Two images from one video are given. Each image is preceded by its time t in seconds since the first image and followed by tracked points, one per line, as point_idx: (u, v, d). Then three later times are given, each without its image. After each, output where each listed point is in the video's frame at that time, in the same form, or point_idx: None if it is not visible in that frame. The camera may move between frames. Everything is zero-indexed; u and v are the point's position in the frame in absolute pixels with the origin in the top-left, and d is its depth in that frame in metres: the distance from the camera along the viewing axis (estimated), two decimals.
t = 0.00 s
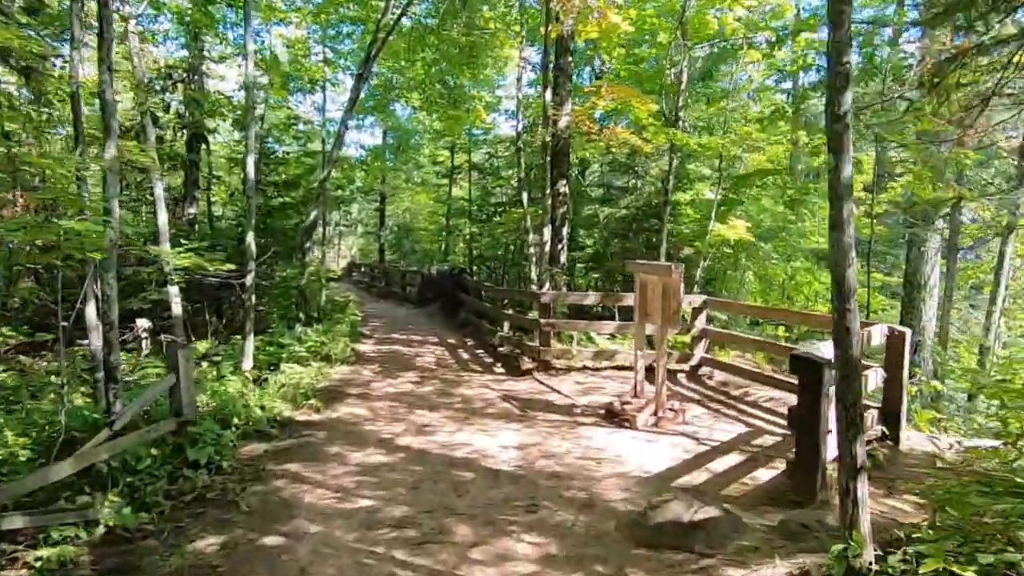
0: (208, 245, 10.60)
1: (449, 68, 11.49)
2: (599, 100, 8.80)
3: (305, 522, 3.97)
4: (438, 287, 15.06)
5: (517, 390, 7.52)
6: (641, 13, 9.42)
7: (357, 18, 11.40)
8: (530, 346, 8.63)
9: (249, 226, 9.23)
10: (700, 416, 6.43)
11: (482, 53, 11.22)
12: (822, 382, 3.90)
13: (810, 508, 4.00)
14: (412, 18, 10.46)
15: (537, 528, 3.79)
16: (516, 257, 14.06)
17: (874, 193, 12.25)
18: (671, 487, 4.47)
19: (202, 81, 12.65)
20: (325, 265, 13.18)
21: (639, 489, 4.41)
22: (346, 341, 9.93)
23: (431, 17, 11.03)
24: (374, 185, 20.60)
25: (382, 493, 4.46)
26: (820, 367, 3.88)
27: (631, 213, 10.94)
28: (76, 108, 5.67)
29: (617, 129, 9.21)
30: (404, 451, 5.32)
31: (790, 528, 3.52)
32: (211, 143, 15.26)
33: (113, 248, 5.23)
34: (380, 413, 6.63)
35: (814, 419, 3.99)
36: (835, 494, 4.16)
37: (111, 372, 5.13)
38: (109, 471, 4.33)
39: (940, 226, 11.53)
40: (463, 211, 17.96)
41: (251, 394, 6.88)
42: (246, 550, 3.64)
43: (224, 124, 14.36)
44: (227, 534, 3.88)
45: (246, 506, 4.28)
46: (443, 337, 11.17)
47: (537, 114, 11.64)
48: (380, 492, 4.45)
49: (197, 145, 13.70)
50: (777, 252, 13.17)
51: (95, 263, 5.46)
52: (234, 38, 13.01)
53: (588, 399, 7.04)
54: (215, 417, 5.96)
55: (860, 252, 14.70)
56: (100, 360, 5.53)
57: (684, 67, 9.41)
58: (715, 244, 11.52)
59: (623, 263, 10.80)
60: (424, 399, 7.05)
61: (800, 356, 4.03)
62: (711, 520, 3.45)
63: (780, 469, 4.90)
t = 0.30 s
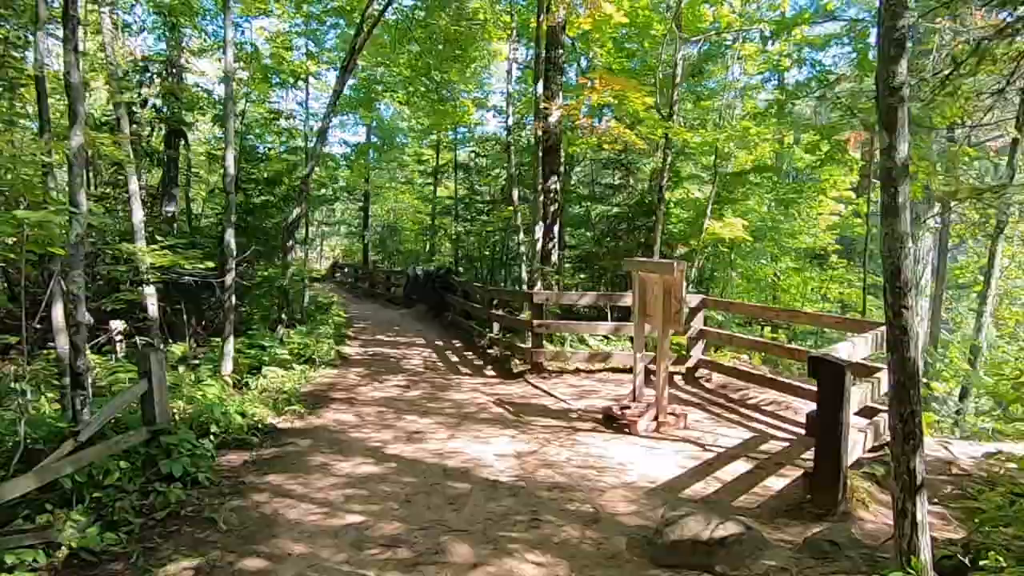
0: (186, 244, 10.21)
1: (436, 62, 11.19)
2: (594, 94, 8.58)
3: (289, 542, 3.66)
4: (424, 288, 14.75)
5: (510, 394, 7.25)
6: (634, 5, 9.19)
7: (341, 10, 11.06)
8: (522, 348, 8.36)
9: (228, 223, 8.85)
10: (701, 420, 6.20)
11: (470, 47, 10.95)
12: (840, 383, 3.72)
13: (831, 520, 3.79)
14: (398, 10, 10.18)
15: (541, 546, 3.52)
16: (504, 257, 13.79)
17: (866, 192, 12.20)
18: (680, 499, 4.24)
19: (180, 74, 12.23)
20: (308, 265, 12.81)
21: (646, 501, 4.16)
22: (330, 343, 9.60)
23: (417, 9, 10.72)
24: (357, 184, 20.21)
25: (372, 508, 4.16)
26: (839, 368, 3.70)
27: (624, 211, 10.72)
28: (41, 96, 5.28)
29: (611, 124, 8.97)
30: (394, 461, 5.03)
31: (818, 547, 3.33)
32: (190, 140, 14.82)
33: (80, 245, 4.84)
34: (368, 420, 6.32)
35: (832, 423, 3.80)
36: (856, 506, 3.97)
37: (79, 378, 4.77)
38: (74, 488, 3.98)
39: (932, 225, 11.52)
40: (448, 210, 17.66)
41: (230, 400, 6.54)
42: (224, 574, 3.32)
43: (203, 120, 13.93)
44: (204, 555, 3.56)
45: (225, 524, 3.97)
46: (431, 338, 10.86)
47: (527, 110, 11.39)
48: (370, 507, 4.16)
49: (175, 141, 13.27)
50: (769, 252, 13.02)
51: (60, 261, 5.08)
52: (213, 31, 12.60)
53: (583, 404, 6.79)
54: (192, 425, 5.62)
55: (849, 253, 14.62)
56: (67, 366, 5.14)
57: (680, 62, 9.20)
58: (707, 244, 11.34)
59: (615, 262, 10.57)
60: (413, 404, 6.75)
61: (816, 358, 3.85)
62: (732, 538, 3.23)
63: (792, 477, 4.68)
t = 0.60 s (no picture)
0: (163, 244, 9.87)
1: (422, 57, 10.93)
2: (587, 88, 8.39)
3: (268, 565, 3.42)
4: (409, 287, 14.47)
5: (500, 398, 7.02)
6: None
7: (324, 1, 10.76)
8: (512, 349, 8.14)
9: (207, 221, 8.52)
10: (698, 425, 6.00)
11: (457, 40, 10.70)
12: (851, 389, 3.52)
13: (841, 534, 3.58)
14: (384, 1, 9.91)
15: (538, 568, 3.31)
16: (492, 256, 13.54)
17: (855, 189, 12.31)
18: (682, 511, 4.04)
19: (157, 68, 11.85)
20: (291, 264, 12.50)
21: (647, 515, 3.96)
22: (314, 344, 9.32)
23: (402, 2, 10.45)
24: (341, 181, 19.84)
25: (359, 525, 3.93)
26: (850, 373, 3.50)
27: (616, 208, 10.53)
28: None
29: (604, 119, 8.82)
30: (381, 472, 4.78)
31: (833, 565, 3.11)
32: (168, 136, 14.43)
33: (42, 247, 4.53)
34: (353, 426, 6.07)
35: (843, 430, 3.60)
36: (866, 518, 3.76)
37: (41, 390, 4.47)
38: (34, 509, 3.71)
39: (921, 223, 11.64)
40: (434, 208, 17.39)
41: (208, 407, 6.25)
42: None
43: (181, 115, 13.55)
44: None
45: (200, 546, 3.71)
46: (418, 339, 10.62)
47: (515, 106, 11.16)
48: (356, 525, 3.92)
49: (152, 137, 12.88)
50: (759, 250, 12.89)
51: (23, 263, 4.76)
52: (191, 23, 12.24)
53: (576, 408, 6.59)
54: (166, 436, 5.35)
55: (839, 251, 14.55)
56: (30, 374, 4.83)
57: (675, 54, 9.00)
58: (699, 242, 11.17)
59: (605, 261, 10.38)
60: (400, 409, 6.50)
61: (825, 363, 3.66)
62: (744, 559, 3.02)
63: (795, 485, 4.47)
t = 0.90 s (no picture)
0: (135, 243, 9.48)
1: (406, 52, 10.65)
2: (576, 81, 8.16)
3: None
4: (393, 288, 14.14)
5: (488, 404, 6.72)
6: None
7: None
8: (499, 352, 7.86)
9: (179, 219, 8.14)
10: (695, 431, 5.75)
11: (442, 33, 10.44)
12: (865, 395, 3.28)
13: (855, 553, 3.34)
14: None
15: None
16: (478, 255, 13.26)
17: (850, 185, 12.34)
18: (684, 526, 3.78)
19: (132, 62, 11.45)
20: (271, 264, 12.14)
21: (647, 531, 3.69)
22: (293, 347, 8.97)
23: None
24: (324, 180, 19.47)
25: (336, 544, 3.63)
26: (863, 378, 3.26)
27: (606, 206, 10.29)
28: None
29: (594, 113, 8.64)
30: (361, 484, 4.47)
31: None
32: (143, 133, 14.00)
33: None
34: (333, 435, 5.76)
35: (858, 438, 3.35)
36: (881, 534, 3.50)
37: None
38: None
39: (914, 222, 11.74)
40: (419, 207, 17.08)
41: (179, 413, 5.91)
42: None
43: (157, 111, 13.14)
44: None
45: (161, 569, 3.40)
46: (402, 341, 10.31)
47: (502, 102, 10.90)
48: (333, 544, 3.62)
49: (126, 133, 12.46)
50: (750, 250, 12.71)
51: None
52: (167, 15, 11.86)
53: (567, 413, 6.32)
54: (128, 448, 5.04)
55: (829, 251, 14.42)
56: None
57: (667, 47, 8.79)
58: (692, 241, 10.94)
59: (595, 261, 10.13)
60: (383, 414, 6.19)
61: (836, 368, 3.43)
62: None
63: (800, 496, 4.22)
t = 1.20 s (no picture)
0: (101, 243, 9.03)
1: (388, 45, 10.27)
2: (563, 75, 7.84)
3: None
4: (375, 288, 13.79)
5: (473, 413, 6.40)
6: None
7: None
8: (484, 357, 7.56)
9: (146, 219, 7.71)
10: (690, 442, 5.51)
11: (425, 25, 10.06)
12: (881, 410, 3.02)
13: None
14: None
15: None
16: (462, 255, 12.93)
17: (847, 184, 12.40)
18: (685, 552, 3.50)
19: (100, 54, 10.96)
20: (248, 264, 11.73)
21: (645, 559, 3.40)
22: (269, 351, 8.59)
23: None
24: (305, 178, 19.01)
25: None
26: (879, 393, 3.00)
27: (593, 205, 10.00)
28: None
29: (582, 109, 8.37)
30: (334, 506, 4.13)
31: None
32: (115, 130, 13.49)
33: None
34: (307, 447, 5.40)
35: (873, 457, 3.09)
36: (900, 563, 3.24)
37: None
38: None
39: (909, 222, 11.77)
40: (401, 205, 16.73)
41: (142, 425, 5.52)
42: None
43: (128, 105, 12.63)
44: None
45: None
46: (383, 344, 9.96)
47: (487, 97, 10.54)
48: None
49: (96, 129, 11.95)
50: (740, 250, 12.48)
51: None
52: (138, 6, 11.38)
53: (556, 424, 6.03)
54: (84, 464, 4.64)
55: (819, 251, 14.24)
56: None
57: (657, 41, 8.51)
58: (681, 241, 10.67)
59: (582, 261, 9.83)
60: (361, 424, 5.84)
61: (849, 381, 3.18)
62: None
63: (805, 517, 3.98)
